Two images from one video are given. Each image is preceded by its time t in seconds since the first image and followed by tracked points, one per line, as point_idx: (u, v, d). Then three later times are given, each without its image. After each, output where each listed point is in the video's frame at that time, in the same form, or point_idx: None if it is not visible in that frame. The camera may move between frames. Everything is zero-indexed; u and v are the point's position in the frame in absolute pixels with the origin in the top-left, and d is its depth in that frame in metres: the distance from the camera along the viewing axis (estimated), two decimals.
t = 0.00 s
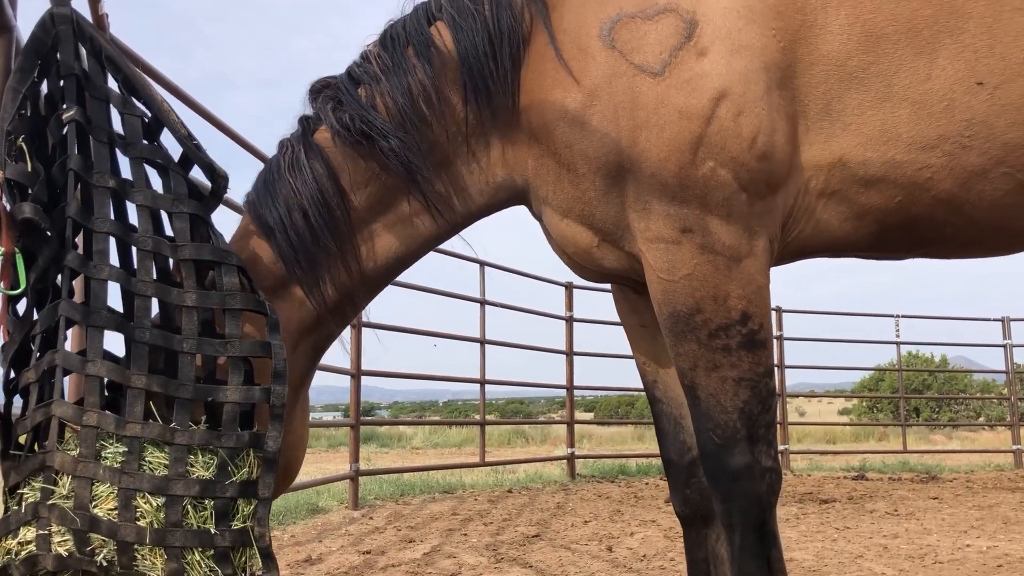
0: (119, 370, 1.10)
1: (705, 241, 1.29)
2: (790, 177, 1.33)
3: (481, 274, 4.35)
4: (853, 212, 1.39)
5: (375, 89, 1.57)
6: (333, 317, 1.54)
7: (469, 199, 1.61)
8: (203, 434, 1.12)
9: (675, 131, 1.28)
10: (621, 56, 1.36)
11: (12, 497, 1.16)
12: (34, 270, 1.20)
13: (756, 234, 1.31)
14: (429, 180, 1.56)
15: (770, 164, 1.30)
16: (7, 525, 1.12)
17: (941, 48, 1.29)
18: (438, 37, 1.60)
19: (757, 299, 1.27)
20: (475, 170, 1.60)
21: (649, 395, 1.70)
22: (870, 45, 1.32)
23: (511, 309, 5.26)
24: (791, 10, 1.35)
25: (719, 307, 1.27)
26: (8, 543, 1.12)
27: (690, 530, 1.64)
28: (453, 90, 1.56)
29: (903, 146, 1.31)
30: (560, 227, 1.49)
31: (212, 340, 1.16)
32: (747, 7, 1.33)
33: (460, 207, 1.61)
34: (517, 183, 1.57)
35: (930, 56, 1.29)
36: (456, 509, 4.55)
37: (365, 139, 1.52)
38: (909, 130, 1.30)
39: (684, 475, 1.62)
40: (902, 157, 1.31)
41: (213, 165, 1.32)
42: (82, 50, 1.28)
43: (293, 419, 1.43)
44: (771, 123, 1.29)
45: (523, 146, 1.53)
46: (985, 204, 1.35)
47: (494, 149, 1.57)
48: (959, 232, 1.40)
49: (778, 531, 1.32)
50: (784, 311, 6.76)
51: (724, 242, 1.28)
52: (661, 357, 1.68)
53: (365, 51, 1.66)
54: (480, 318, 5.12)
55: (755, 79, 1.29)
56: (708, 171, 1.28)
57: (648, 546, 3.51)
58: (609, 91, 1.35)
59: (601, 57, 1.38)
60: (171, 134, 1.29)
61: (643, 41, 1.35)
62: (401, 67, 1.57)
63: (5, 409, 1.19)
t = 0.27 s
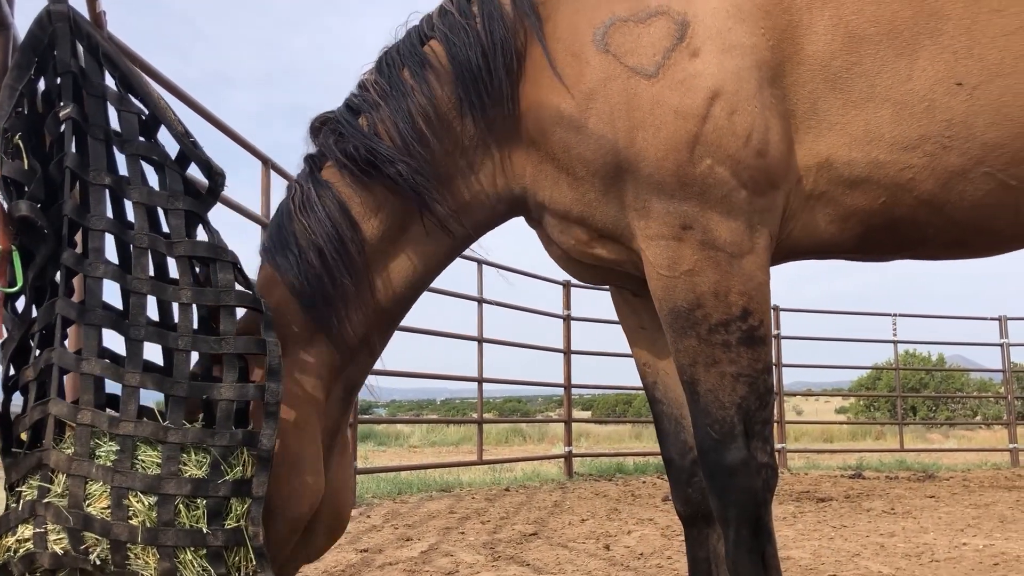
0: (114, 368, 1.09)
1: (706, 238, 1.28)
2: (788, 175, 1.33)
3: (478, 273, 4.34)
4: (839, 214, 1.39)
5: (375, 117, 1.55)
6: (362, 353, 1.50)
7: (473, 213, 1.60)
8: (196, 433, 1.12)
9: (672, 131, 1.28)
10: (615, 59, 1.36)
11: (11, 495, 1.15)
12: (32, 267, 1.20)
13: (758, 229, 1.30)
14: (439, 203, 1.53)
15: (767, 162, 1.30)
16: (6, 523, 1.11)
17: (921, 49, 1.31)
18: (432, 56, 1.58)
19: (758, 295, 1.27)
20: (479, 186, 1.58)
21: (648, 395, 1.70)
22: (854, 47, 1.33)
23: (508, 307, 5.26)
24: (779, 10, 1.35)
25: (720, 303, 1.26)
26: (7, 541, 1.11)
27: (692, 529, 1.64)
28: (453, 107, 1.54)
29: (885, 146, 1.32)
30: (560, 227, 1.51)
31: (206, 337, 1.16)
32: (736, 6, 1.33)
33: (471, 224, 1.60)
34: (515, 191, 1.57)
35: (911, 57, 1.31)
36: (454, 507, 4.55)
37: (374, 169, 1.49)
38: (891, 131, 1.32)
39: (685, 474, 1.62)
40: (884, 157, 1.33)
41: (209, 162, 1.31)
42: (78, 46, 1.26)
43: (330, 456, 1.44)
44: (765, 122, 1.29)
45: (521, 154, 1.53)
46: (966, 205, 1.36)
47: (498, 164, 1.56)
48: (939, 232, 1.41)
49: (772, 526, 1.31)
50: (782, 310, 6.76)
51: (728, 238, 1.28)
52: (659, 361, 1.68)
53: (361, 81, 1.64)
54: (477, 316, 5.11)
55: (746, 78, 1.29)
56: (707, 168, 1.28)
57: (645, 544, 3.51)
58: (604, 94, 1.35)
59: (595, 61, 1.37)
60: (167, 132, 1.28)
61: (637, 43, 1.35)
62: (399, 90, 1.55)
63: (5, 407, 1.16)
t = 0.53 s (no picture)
0: (105, 368, 1.08)
1: (702, 238, 1.27)
2: (779, 177, 1.35)
3: (475, 272, 4.35)
4: (827, 218, 1.42)
5: (377, 140, 1.47)
6: (398, 382, 1.44)
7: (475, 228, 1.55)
8: (187, 434, 1.11)
9: (666, 134, 1.28)
10: (608, 66, 1.35)
11: None
12: (26, 266, 1.19)
13: (754, 230, 1.30)
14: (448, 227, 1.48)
15: (757, 164, 1.31)
16: None
17: (906, 55, 1.34)
18: (428, 72, 1.53)
19: (755, 295, 1.26)
20: (480, 204, 1.54)
21: (644, 396, 1.70)
22: (839, 52, 1.36)
23: (505, 306, 5.27)
24: (767, 14, 1.37)
25: (717, 303, 1.26)
26: None
27: (688, 528, 1.63)
28: (455, 124, 1.49)
29: (871, 150, 1.35)
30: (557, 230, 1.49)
31: (199, 338, 1.15)
32: (726, 11, 1.35)
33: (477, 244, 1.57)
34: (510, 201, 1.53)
35: (896, 63, 1.35)
36: (451, 507, 4.53)
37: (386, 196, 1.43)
38: (876, 136, 1.35)
39: (681, 474, 1.61)
40: (870, 162, 1.36)
41: (206, 161, 1.30)
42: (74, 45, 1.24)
43: (387, 488, 1.37)
44: (756, 125, 1.31)
45: (519, 161, 1.49)
46: (950, 209, 1.41)
47: (501, 182, 1.52)
48: (924, 237, 1.46)
49: (768, 526, 1.31)
50: (779, 310, 6.76)
51: (724, 239, 1.27)
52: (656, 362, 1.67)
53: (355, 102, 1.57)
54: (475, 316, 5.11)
55: (737, 82, 1.31)
56: (701, 171, 1.28)
57: (642, 544, 3.50)
58: (598, 99, 1.35)
59: (588, 68, 1.37)
60: (163, 131, 1.27)
61: (630, 49, 1.35)
62: (398, 110, 1.48)
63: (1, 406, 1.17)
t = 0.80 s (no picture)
0: (105, 367, 1.08)
1: (702, 239, 1.28)
2: (779, 179, 1.35)
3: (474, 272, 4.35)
4: (822, 220, 1.42)
5: (378, 150, 1.46)
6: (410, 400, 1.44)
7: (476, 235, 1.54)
8: (187, 433, 1.11)
9: (666, 137, 1.29)
10: (608, 71, 1.36)
11: None
12: (25, 267, 1.19)
13: (754, 231, 1.30)
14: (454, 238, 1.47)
15: (756, 165, 1.31)
16: None
17: (896, 57, 1.35)
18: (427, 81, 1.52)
19: (755, 296, 1.27)
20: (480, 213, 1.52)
21: (643, 395, 1.70)
22: (833, 54, 1.37)
23: (503, 307, 5.27)
24: (762, 16, 1.37)
25: (717, 303, 1.26)
26: None
27: (686, 527, 1.63)
28: (455, 133, 1.48)
29: (863, 152, 1.36)
30: (557, 235, 1.49)
31: (199, 338, 1.15)
32: (723, 13, 1.36)
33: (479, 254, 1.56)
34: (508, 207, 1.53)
35: (886, 65, 1.35)
36: (450, 507, 4.54)
37: (393, 210, 1.41)
38: (868, 137, 1.35)
39: (680, 474, 1.62)
40: (862, 163, 1.36)
41: (204, 160, 1.30)
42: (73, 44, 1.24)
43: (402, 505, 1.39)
44: (754, 126, 1.31)
45: (519, 167, 1.49)
46: (940, 210, 1.41)
47: (501, 191, 1.51)
48: (914, 238, 1.46)
49: (768, 526, 1.31)
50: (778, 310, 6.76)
51: (724, 240, 1.27)
52: (657, 362, 1.67)
53: (351, 112, 1.54)
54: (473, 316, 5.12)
55: (735, 83, 1.31)
56: (701, 173, 1.28)
57: (641, 544, 3.50)
58: (598, 104, 1.35)
59: (587, 73, 1.38)
60: (162, 131, 1.27)
61: (628, 52, 1.35)
62: (398, 119, 1.47)
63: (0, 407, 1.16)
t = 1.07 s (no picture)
0: (98, 368, 1.08)
1: (704, 238, 1.27)
2: (779, 179, 1.35)
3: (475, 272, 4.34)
4: (821, 220, 1.41)
5: (377, 153, 1.45)
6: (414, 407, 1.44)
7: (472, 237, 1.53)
8: (178, 435, 1.10)
9: (668, 137, 1.28)
10: (609, 71, 1.35)
11: None
12: (24, 266, 1.19)
13: (756, 231, 1.29)
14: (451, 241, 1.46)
15: (758, 165, 1.30)
16: None
17: (892, 57, 1.35)
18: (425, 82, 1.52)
19: (757, 296, 1.26)
20: (479, 216, 1.52)
21: (643, 396, 1.69)
22: (831, 54, 1.36)
23: (504, 307, 5.26)
24: (762, 14, 1.37)
25: (718, 303, 1.25)
26: None
27: (686, 527, 1.63)
28: (454, 134, 1.47)
29: (860, 151, 1.35)
30: (557, 236, 1.48)
31: (193, 338, 1.14)
32: (723, 11, 1.35)
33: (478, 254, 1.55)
34: (507, 209, 1.52)
35: (883, 65, 1.35)
36: (451, 507, 4.53)
37: (392, 214, 1.40)
38: (865, 137, 1.35)
39: (680, 473, 1.61)
40: (860, 164, 1.36)
41: (204, 160, 1.29)
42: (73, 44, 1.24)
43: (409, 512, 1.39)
44: (756, 126, 1.31)
45: (520, 169, 1.48)
46: (936, 210, 1.40)
47: (499, 193, 1.50)
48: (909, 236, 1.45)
49: (767, 526, 1.30)
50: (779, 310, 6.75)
51: (726, 240, 1.27)
52: (659, 362, 1.66)
53: (348, 115, 1.53)
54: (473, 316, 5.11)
55: (735, 82, 1.30)
56: (704, 172, 1.27)
57: (641, 544, 3.50)
58: (599, 103, 1.35)
59: (590, 73, 1.37)
60: (162, 131, 1.26)
61: (629, 52, 1.35)
62: (397, 121, 1.46)
63: None
